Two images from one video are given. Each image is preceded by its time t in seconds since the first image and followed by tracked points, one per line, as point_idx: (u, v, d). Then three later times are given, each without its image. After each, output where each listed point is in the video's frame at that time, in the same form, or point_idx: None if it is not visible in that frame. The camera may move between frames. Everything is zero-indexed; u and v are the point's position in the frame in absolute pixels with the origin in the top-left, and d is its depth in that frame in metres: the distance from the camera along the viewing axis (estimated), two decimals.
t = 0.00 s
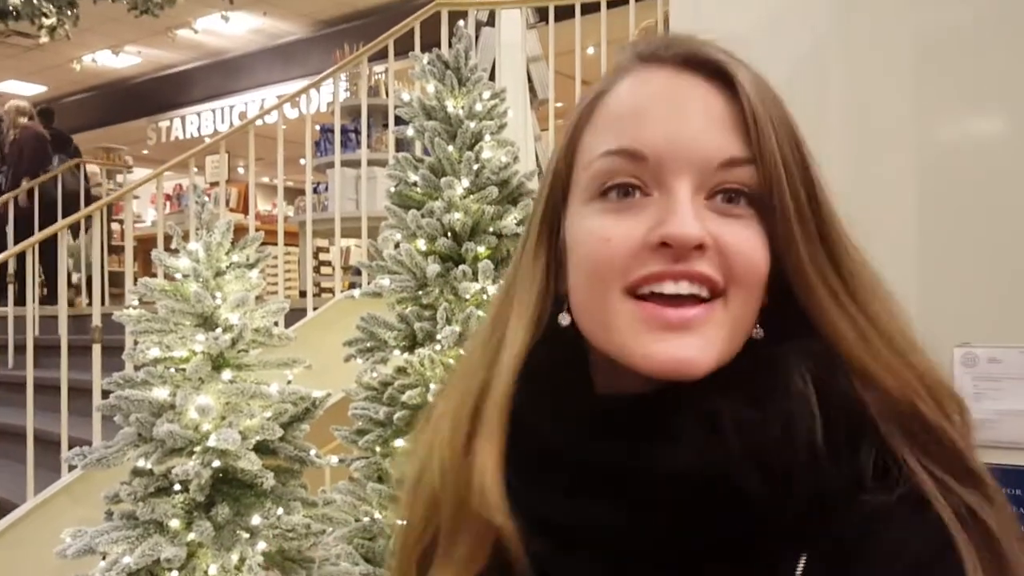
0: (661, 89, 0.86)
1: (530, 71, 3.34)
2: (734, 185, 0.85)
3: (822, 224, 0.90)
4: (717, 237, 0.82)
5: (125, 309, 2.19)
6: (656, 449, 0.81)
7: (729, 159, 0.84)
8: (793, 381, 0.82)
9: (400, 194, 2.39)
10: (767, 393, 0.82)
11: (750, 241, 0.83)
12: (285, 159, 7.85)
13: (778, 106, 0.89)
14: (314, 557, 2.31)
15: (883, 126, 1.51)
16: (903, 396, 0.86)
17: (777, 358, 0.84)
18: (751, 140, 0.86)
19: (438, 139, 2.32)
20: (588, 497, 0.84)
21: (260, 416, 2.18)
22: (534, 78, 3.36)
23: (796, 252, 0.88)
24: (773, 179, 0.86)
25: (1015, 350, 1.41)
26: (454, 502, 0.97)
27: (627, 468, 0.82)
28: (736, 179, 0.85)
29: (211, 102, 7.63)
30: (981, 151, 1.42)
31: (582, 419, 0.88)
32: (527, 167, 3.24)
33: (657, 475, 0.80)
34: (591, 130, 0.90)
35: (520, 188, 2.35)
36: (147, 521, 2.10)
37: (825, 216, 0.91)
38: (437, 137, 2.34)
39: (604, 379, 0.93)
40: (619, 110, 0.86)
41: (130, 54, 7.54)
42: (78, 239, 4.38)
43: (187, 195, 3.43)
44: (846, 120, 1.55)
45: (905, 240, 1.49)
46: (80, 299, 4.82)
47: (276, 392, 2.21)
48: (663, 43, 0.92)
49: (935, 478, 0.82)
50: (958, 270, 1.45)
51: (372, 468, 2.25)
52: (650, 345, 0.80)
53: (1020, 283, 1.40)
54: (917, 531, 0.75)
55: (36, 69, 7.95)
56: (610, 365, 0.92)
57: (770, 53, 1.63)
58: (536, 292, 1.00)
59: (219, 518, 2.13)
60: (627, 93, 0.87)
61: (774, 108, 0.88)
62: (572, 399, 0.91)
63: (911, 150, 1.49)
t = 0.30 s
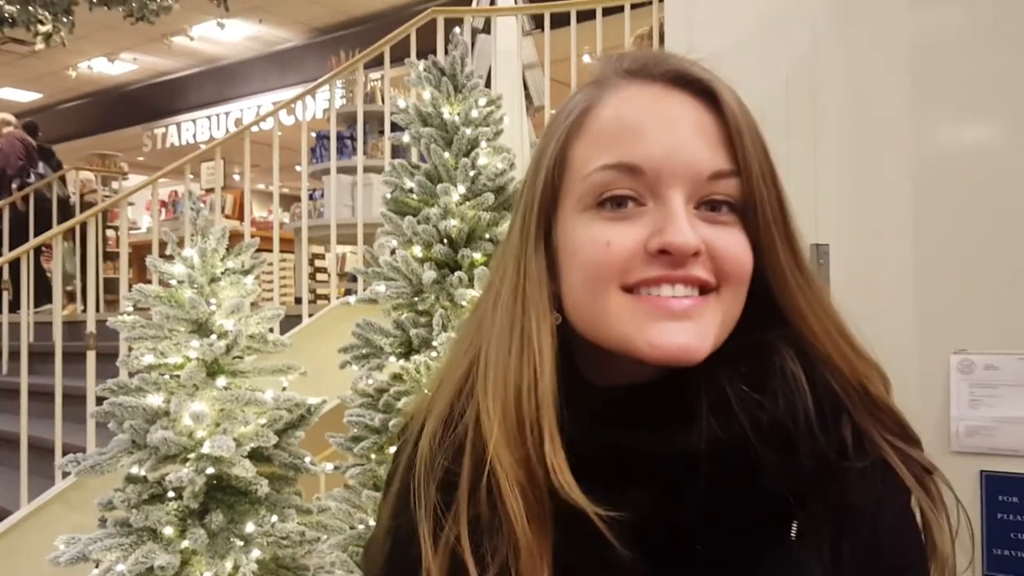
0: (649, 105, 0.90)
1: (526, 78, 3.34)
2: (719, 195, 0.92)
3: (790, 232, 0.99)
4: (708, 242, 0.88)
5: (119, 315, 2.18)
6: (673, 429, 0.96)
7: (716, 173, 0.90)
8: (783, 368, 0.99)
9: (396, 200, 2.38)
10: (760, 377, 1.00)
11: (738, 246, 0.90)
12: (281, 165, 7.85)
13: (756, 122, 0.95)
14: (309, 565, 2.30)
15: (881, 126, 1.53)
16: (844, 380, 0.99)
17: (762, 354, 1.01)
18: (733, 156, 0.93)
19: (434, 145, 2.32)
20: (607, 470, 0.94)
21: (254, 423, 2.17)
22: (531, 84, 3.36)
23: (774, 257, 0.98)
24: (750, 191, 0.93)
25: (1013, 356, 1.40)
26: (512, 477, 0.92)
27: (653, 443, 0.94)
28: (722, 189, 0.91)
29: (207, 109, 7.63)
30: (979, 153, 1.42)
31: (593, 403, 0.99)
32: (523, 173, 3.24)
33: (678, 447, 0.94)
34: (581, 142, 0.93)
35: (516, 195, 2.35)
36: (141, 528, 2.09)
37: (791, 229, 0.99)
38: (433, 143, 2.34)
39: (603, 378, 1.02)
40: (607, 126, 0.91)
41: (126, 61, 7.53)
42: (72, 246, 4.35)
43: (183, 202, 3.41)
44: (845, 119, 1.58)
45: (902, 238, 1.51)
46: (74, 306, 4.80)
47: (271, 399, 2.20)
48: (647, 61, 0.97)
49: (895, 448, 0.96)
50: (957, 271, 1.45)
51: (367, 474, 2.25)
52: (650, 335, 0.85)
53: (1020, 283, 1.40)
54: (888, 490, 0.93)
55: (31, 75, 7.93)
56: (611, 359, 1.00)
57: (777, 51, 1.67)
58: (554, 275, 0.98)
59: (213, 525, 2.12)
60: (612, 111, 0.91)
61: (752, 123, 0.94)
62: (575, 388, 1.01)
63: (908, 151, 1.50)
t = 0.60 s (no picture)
0: (661, 129, 0.89)
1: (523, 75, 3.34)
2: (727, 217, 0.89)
3: (798, 254, 0.94)
4: (717, 260, 0.86)
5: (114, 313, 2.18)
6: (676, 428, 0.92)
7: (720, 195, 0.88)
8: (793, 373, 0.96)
9: (392, 197, 2.38)
10: (768, 381, 0.96)
11: (740, 265, 0.88)
12: (276, 162, 7.83)
13: (763, 143, 0.92)
14: (304, 562, 2.30)
15: (877, 129, 1.54)
16: (850, 387, 0.94)
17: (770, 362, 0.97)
18: (737, 174, 0.89)
19: (430, 142, 2.31)
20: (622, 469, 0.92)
21: (249, 420, 2.16)
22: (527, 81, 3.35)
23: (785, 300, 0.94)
24: (755, 211, 0.89)
25: (1007, 354, 1.40)
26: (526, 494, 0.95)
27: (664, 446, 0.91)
28: (728, 209, 0.89)
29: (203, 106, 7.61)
30: (971, 154, 1.42)
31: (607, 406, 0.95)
32: (519, 171, 3.24)
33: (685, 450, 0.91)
34: (596, 165, 0.92)
35: (511, 192, 2.35)
36: (134, 525, 2.09)
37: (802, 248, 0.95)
38: (429, 140, 2.33)
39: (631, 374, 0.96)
40: (627, 152, 0.89)
41: (121, 57, 7.51)
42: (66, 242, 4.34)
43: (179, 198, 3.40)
44: (842, 121, 1.60)
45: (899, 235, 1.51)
46: (69, 303, 4.78)
47: (265, 396, 2.19)
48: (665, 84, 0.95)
49: (899, 452, 0.93)
50: (952, 271, 1.45)
51: (362, 472, 2.24)
52: (665, 353, 0.85)
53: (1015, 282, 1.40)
54: (888, 488, 0.89)
55: (26, 72, 7.91)
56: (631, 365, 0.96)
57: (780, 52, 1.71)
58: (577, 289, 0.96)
59: (208, 522, 2.12)
60: (632, 137, 0.89)
61: (757, 144, 0.91)
62: (591, 393, 0.97)
63: (903, 152, 1.50)
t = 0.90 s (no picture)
0: (681, 132, 0.96)
1: (520, 72, 3.34)
2: (737, 207, 0.95)
3: (798, 249, 1.00)
4: (720, 247, 0.92)
5: (112, 309, 2.19)
6: (670, 402, 0.97)
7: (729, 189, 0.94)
8: (777, 363, 0.98)
9: (389, 194, 2.38)
10: (754, 367, 0.99)
11: (740, 251, 0.93)
12: (275, 160, 7.83)
13: (771, 154, 0.99)
14: (301, 559, 2.30)
15: (876, 126, 1.55)
16: (834, 373, 0.97)
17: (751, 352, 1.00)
18: (745, 177, 0.97)
19: (428, 140, 2.32)
20: (613, 442, 0.97)
21: (246, 417, 2.16)
22: (525, 78, 3.35)
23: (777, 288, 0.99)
24: (759, 208, 0.96)
25: (1002, 351, 1.41)
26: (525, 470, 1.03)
27: (659, 418, 0.96)
28: (735, 204, 0.95)
29: (202, 104, 7.61)
30: (969, 152, 1.44)
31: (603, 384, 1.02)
32: (517, 169, 3.24)
33: (677, 422, 0.95)
34: (621, 164, 0.99)
35: (509, 190, 2.35)
36: (133, 522, 2.09)
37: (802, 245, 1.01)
38: (427, 137, 2.34)
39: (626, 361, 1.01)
40: (644, 152, 0.96)
41: (120, 55, 7.51)
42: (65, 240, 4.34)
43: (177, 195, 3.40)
44: (841, 123, 1.61)
45: (899, 233, 1.52)
46: (68, 300, 4.78)
47: (263, 393, 2.19)
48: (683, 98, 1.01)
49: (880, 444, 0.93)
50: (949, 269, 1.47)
51: (361, 468, 2.23)
52: (670, 334, 0.90)
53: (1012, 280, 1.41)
54: (864, 475, 0.89)
55: (25, 69, 7.91)
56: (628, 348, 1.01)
57: (774, 49, 1.71)
58: (592, 278, 1.06)
59: (206, 518, 2.12)
60: (651, 140, 0.97)
61: (766, 151, 0.98)
62: (597, 368, 1.03)
63: (902, 154, 1.52)
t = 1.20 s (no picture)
0: (598, 125, 0.92)
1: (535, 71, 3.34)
2: (641, 197, 0.89)
3: (702, 223, 0.91)
4: (615, 227, 0.87)
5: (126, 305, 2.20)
6: (571, 377, 0.85)
7: (633, 177, 0.89)
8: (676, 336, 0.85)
9: (402, 191, 2.38)
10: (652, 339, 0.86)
11: (643, 238, 0.87)
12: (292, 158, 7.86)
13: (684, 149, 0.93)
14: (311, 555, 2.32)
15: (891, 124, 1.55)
16: (736, 358, 0.84)
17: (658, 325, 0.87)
18: (653, 162, 0.90)
19: (441, 138, 2.32)
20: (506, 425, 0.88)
21: (257, 413, 2.18)
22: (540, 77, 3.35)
23: (684, 280, 0.88)
24: (662, 186, 0.89)
25: (1013, 355, 1.41)
26: (429, 447, 0.94)
27: (554, 392, 0.85)
28: (638, 188, 0.89)
29: (221, 101, 7.66)
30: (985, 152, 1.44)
31: (516, 360, 0.92)
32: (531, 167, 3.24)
33: (575, 398, 0.83)
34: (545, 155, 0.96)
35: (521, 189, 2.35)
36: (143, 516, 2.11)
37: (711, 245, 0.92)
38: (440, 136, 2.34)
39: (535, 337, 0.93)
40: (564, 144, 0.92)
41: (140, 52, 7.56)
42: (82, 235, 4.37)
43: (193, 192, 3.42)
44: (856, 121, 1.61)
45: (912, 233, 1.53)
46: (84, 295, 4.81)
47: (274, 390, 2.21)
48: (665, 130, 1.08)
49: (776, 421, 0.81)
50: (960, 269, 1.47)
51: (371, 465, 2.26)
52: (555, 304, 0.86)
53: None
54: (752, 446, 0.77)
55: (46, 65, 7.97)
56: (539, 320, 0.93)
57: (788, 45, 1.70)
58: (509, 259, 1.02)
59: (215, 513, 2.14)
60: (570, 134, 0.93)
61: (680, 156, 0.92)
62: (506, 348, 0.94)
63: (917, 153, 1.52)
